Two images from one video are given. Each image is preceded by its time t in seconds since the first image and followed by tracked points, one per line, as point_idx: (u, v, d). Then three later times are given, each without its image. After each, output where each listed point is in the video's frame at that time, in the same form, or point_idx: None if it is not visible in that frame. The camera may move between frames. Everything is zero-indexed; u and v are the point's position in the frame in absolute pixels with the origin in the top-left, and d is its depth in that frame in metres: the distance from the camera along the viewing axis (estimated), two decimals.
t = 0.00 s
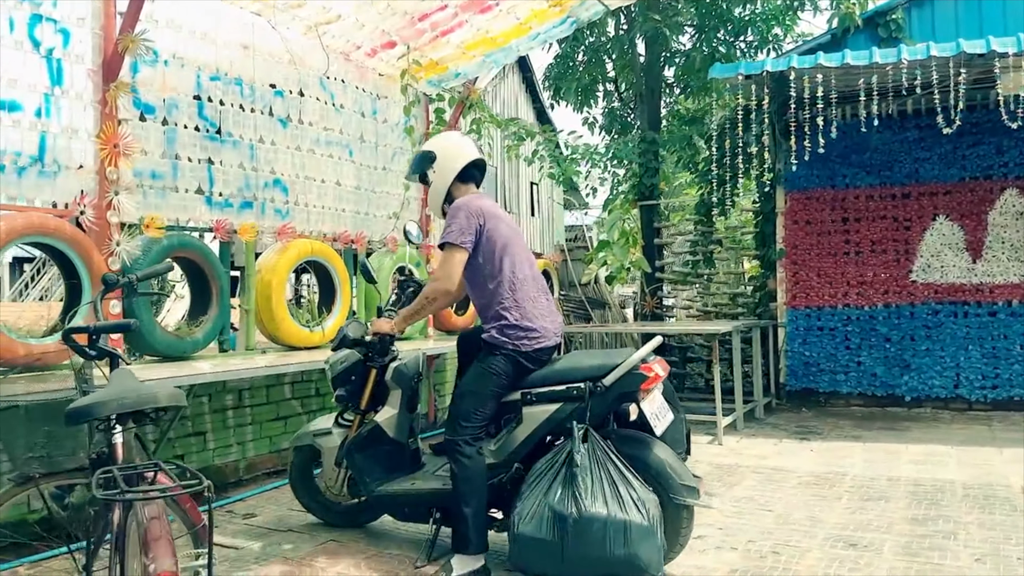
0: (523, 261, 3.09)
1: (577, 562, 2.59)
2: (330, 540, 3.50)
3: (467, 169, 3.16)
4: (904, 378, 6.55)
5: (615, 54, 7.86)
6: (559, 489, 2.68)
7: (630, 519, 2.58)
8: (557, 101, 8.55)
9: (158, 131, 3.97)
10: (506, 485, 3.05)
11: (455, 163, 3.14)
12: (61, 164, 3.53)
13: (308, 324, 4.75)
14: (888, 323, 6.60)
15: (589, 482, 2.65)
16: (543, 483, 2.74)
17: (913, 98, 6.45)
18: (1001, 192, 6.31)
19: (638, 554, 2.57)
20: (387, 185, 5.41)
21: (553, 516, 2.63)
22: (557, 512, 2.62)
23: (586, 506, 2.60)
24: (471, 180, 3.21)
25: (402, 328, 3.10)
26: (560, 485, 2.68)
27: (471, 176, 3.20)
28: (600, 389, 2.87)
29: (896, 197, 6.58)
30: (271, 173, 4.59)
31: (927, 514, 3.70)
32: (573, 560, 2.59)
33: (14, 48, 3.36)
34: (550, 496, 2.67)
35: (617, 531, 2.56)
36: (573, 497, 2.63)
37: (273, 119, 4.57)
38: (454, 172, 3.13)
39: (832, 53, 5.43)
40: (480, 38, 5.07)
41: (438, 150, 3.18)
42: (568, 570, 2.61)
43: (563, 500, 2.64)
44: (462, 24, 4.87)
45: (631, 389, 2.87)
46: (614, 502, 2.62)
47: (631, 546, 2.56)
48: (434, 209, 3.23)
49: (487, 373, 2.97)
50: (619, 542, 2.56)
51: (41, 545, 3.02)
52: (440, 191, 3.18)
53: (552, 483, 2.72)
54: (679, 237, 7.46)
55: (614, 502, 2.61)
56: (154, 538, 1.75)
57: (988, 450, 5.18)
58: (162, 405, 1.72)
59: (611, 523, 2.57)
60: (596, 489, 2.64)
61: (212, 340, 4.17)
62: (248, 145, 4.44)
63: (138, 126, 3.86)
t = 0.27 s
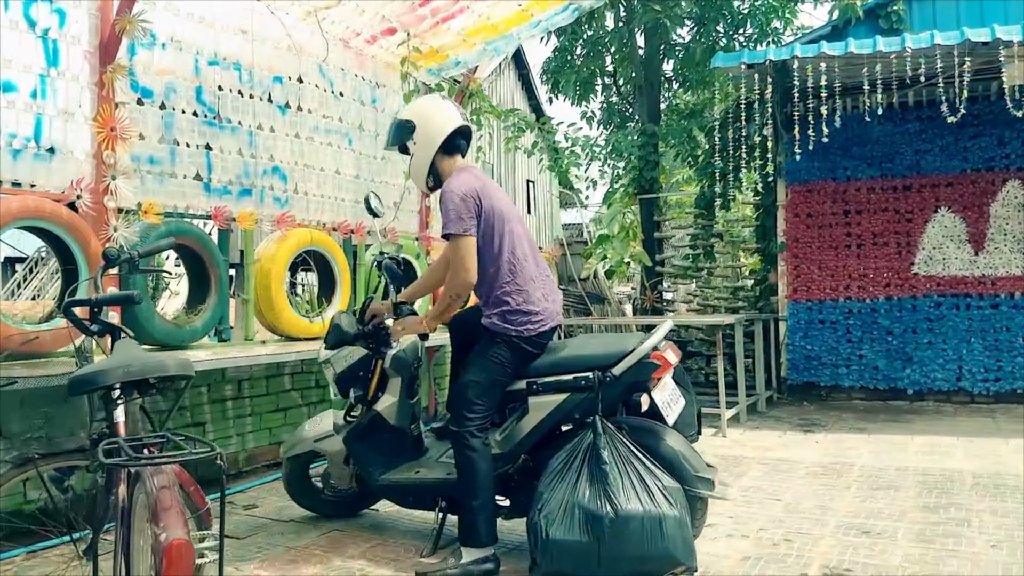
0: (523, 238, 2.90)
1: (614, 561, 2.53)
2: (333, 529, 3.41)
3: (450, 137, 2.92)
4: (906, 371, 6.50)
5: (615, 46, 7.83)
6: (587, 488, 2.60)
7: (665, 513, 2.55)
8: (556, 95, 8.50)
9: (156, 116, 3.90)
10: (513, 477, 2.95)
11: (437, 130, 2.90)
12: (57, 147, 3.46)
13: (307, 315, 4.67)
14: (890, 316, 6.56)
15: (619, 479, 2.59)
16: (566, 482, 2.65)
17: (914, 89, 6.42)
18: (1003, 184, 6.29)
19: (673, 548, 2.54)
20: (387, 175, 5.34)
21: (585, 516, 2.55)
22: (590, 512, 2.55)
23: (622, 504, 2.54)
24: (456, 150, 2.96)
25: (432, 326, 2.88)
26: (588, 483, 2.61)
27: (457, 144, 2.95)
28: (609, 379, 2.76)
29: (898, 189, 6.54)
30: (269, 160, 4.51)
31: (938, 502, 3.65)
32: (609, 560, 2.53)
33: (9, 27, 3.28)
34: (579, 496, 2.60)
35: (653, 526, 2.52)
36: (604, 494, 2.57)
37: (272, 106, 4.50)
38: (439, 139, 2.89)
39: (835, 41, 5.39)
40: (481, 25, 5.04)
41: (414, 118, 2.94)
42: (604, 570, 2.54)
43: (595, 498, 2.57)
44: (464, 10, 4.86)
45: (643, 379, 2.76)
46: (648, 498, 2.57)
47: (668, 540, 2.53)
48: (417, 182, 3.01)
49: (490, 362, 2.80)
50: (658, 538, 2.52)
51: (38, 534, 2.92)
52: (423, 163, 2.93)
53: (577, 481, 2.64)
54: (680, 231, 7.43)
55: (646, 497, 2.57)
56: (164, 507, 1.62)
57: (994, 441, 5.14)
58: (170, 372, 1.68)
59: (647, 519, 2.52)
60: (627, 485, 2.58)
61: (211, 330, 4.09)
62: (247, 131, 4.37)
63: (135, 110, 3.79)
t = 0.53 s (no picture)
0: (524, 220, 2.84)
1: (618, 555, 2.45)
2: (342, 522, 3.39)
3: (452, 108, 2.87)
4: (913, 368, 6.49)
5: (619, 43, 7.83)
6: (592, 480, 2.53)
7: (671, 506, 2.45)
8: (559, 92, 8.49)
9: (162, 108, 3.88)
10: (525, 469, 2.93)
11: (442, 98, 2.85)
12: (64, 139, 3.44)
13: (314, 309, 4.64)
14: (896, 312, 6.54)
15: (625, 471, 2.52)
16: (573, 474, 2.59)
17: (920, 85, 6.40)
18: (1010, 179, 6.26)
19: (680, 542, 2.44)
20: (393, 170, 5.32)
21: (588, 507, 2.48)
22: (593, 504, 2.47)
23: (625, 496, 2.46)
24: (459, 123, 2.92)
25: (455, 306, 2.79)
26: (594, 475, 2.55)
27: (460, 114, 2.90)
28: (621, 370, 2.71)
29: (904, 184, 6.53)
30: (276, 154, 4.49)
31: (951, 496, 3.62)
32: (614, 553, 2.45)
33: (16, 18, 3.27)
34: (584, 487, 2.53)
35: (658, 518, 2.43)
36: (609, 485, 2.49)
37: (278, 99, 4.48)
38: (441, 108, 2.85)
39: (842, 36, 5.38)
40: (488, 19, 5.02)
41: (415, 87, 2.90)
42: (609, 563, 2.47)
43: (599, 490, 2.50)
44: (470, 3, 4.83)
45: (654, 370, 2.70)
46: (653, 490, 2.48)
47: (673, 534, 2.43)
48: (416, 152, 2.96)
49: (491, 350, 2.76)
50: (662, 531, 2.42)
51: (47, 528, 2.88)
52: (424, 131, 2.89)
53: (584, 473, 2.57)
54: (685, 227, 7.41)
55: (652, 489, 2.48)
56: (186, 487, 1.58)
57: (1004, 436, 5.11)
58: (189, 354, 1.68)
59: (651, 511, 2.43)
60: (633, 477, 2.50)
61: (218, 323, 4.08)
62: (254, 124, 4.35)
63: (142, 101, 3.77)
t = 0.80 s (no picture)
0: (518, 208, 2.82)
1: (622, 549, 2.44)
2: (349, 517, 3.37)
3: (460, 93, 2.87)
4: (918, 365, 6.48)
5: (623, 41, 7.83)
6: (597, 473, 2.52)
7: (675, 502, 2.42)
8: (562, 90, 8.49)
9: (168, 103, 3.87)
10: (533, 463, 2.90)
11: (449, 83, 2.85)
12: (70, 133, 3.44)
13: (319, 305, 4.64)
14: (901, 309, 6.54)
15: (629, 465, 2.49)
16: (578, 466, 2.58)
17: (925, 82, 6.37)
18: (1015, 176, 6.25)
19: (684, 538, 2.42)
20: (398, 166, 5.31)
21: (592, 500, 2.47)
22: (597, 498, 2.46)
23: (629, 491, 2.44)
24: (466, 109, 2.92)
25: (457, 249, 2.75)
26: (599, 468, 2.53)
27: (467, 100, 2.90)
28: (630, 363, 2.69)
29: (909, 181, 6.52)
30: (281, 150, 4.48)
31: (960, 491, 3.61)
32: (616, 548, 2.44)
33: (23, 13, 3.27)
34: (588, 480, 2.52)
35: (661, 514, 2.41)
36: (613, 480, 2.47)
37: (284, 96, 4.48)
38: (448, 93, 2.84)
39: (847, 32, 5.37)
40: (492, 15, 5.01)
41: (422, 70, 2.88)
42: (611, 556, 2.46)
43: (603, 483, 2.48)
44: None
45: (664, 362, 2.69)
46: (657, 485, 2.46)
47: (677, 530, 2.41)
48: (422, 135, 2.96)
49: (488, 343, 2.73)
50: (665, 526, 2.40)
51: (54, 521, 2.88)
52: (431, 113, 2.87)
53: (589, 466, 2.56)
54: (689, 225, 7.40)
55: (656, 484, 2.46)
56: (201, 471, 1.57)
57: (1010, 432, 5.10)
58: (203, 340, 1.67)
59: (655, 506, 2.41)
60: (637, 471, 2.48)
61: (224, 319, 4.07)
62: (259, 120, 4.34)
63: (148, 96, 3.77)
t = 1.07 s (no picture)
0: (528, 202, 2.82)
1: (644, 544, 2.40)
2: (359, 512, 3.36)
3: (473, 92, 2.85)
4: (931, 364, 6.43)
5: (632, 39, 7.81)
6: (616, 467, 2.49)
7: (696, 493, 2.40)
8: (571, 88, 8.46)
9: (179, 100, 3.88)
10: (545, 458, 2.87)
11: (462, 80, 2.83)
12: (82, 129, 3.45)
13: (329, 302, 4.64)
14: (914, 307, 6.48)
15: (648, 458, 2.46)
16: (595, 461, 2.55)
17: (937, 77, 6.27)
18: None
19: (707, 530, 2.39)
20: (407, 164, 5.30)
21: (612, 494, 2.44)
22: (618, 492, 2.43)
23: (650, 484, 2.41)
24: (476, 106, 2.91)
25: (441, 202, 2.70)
26: (616, 462, 2.50)
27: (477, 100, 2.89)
28: (642, 356, 2.67)
29: (922, 177, 6.47)
30: (291, 147, 4.48)
31: (976, 488, 3.56)
32: (638, 543, 2.40)
33: (36, 9, 3.29)
34: (607, 475, 2.49)
35: (683, 505, 2.38)
36: (632, 473, 2.45)
37: (293, 93, 4.47)
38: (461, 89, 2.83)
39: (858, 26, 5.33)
40: (501, 10, 5.03)
41: (435, 66, 2.84)
42: (633, 552, 2.42)
43: (622, 477, 2.45)
44: None
45: (676, 355, 2.66)
46: (677, 478, 2.43)
47: (699, 521, 2.38)
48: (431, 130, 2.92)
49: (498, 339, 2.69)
50: (687, 519, 2.37)
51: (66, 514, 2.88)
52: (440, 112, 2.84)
53: (606, 460, 2.53)
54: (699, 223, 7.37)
55: (676, 476, 2.43)
56: (213, 453, 1.56)
57: None
58: (214, 324, 1.65)
59: (676, 498, 2.38)
60: (657, 464, 2.45)
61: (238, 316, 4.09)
62: (269, 117, 4.34)
63: (158, 92, 3.78)
